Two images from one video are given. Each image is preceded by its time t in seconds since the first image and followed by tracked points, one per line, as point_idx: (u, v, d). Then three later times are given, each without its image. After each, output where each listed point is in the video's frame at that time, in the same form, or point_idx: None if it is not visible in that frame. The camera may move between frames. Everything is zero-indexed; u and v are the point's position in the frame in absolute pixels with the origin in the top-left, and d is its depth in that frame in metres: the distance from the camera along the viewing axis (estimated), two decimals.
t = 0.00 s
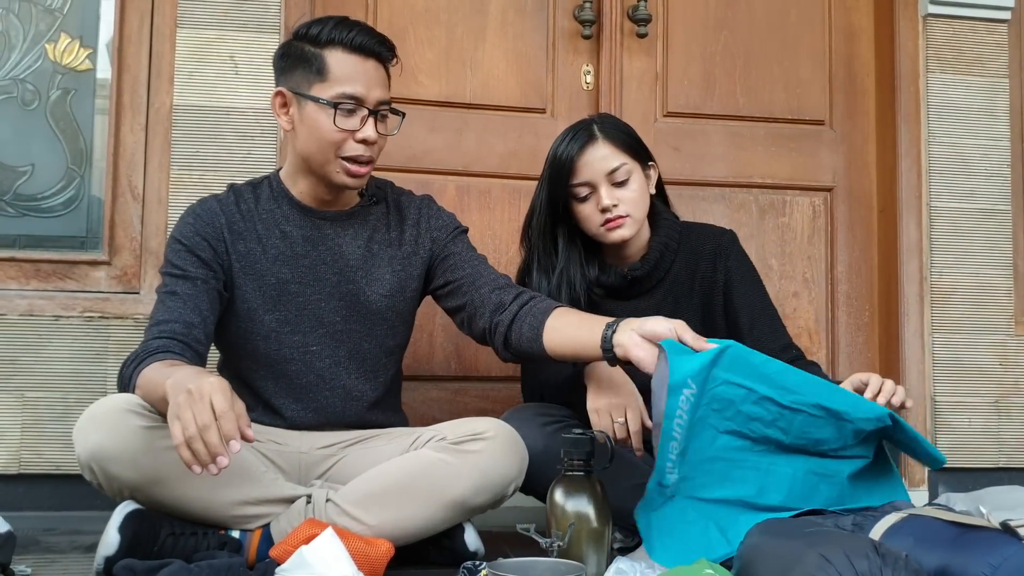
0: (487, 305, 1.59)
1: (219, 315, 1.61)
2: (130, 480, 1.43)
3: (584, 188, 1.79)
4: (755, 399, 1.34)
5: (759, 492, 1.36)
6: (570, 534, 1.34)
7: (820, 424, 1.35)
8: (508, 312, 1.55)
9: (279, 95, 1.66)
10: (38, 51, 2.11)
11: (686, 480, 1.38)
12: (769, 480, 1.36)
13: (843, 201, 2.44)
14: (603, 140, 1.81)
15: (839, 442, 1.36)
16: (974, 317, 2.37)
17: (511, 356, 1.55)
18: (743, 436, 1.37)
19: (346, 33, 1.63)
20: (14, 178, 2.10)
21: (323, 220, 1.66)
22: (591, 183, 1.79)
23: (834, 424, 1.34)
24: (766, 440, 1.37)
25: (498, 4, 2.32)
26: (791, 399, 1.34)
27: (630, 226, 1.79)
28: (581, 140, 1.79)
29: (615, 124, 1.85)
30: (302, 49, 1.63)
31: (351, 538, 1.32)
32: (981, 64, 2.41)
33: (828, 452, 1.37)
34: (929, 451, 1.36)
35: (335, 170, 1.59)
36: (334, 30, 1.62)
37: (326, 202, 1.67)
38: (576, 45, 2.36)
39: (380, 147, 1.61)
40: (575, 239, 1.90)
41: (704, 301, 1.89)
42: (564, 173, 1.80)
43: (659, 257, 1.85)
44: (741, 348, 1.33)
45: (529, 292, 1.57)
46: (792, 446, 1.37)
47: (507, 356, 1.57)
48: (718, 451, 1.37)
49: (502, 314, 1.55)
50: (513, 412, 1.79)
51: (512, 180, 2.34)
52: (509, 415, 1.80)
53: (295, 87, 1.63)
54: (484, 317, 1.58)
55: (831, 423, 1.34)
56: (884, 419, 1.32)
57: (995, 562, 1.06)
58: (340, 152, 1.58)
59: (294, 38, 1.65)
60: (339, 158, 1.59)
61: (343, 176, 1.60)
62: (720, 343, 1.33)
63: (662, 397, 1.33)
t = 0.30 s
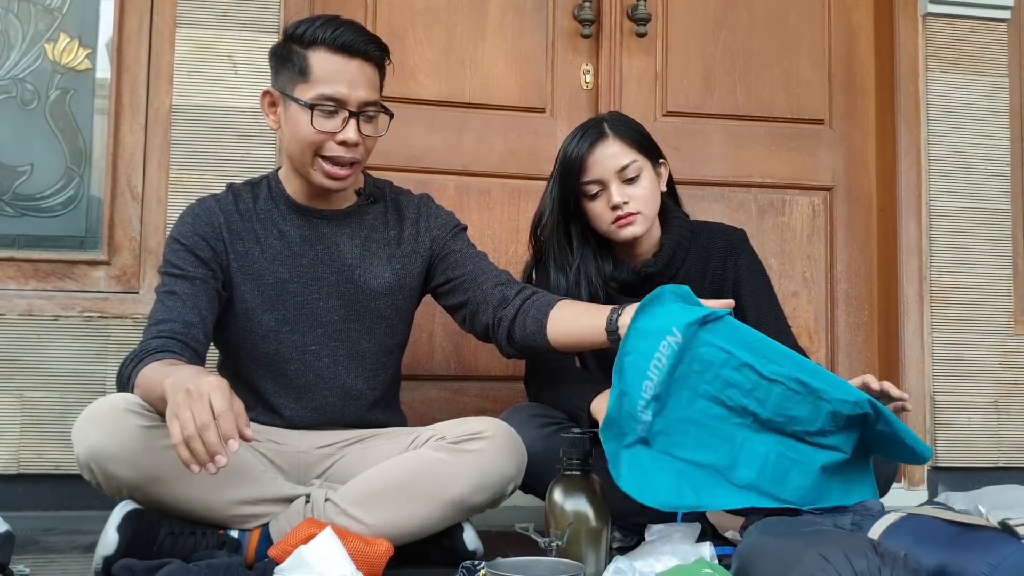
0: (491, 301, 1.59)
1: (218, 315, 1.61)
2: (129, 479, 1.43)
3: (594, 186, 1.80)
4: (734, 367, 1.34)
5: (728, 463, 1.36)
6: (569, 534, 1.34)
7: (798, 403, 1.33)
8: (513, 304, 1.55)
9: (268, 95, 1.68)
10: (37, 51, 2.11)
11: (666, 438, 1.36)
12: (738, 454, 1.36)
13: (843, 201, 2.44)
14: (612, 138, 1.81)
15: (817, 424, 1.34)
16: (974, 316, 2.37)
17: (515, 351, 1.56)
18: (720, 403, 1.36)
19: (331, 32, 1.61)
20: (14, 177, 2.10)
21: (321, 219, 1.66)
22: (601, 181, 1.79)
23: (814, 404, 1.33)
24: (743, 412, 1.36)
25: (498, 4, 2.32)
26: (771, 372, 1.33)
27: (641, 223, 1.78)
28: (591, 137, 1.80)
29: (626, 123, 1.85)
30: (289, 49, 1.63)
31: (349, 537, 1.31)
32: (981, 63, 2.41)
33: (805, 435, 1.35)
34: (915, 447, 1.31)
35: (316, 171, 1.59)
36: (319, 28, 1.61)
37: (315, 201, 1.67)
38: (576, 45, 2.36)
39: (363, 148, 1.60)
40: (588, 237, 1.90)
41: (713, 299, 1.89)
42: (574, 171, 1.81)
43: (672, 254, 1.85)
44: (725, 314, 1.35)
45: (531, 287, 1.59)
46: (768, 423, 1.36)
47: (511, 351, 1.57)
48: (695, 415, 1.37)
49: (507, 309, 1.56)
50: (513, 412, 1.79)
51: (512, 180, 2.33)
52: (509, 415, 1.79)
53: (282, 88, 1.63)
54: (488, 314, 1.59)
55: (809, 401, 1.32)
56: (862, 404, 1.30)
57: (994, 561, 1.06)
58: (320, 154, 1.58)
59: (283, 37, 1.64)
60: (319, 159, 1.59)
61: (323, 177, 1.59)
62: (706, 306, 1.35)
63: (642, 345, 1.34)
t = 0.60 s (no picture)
0: (492, 298, 1.59)
1: (217, 316, 1.61)
2: (128, 479, 1.43)
3: (598, 182, 1.80)
4: (736, 349, 1.34)
5: (715, 444, 1.36)
6: (568, 533, 1.34)
7: (794, 393, 1.33)
8: (515, 300, 1.57)
9: (268, 110, 1.65)
10: (37, 51, 2.11)
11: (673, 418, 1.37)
12: (725, 437, 1.35)
13: (842, 200, 2.44)
14: (617, 134, 1.81)
15: (811, 418, 1.32)
16: (974, 316, 2.37)
17: (516, 349, 1.56)
18: (718, 386, 1.35)
19: (332, 43, 1.60)
20: (14, 178, 2.10)
21: (320, 220, 1.66)
22: (605, 177, 1.79)
23: (811, 395, 1.32)
24: (738, 397, 1.35)
25: (497, 4, 2.32)
26: (772, 358, 1.33)
27: (644, 220, 1.78)
28: (595, 134, 1.80)
29: (631, 121, 1.85)
30: (289, 63, 1.61)
31: (349, 537, 1.31)
32: (981, 62, 2.41)
33: (798, 429, 1.34)
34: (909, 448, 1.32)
35: (331, 183, 1.60)
36: (320, 40, 1.59)
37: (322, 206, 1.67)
38: (575, 44, 2.36)
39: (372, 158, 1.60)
40: (591, 236, 1.90)
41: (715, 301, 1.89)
42: (578, 168, 1.81)
43: (676, 252, 1.84)
44: (735, 299, 1.37)
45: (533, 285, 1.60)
46: (762, 412, 1.35)
47: (512, 349, 1.57)
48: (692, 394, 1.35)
49: (508, 304, 1.57)
50: (512, 412, 1.79)
51: (512, 180, 2.33)
52: (508, 415, 1.80)
53: (285, 102, 1.61)
54: (488, 311, 1.59)
55: (805, 391, 1.32)
56: (858, 399, 1.30)
57: (992, 560, 1.06)
58: (332, 168, 1.58)
59: (282, 50, 1.63)
60: (334, 172, 1.59)
61: (337, 188, 1.60)
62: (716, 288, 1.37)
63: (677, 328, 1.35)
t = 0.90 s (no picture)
0: (483, 298, 1.59)
1: (215, 314, 1.60)
2: (128, 479, 1.43)
3: (598, 179, 1.80)
4: (722, 341, 1.37)
5: (705, 438, 1.39)
6: (568, 533, 1.34)
7: (782, 381, 1.37)
8: (505, 301, 1.55)
9: (282, 87, 1.66)
10: (36, 52, 2.11)
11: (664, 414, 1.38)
12: (715, 431, 1.38)
13: (842, 200, 2.44)
14: (618, 132, 1.81)
15: (800, 405, 1.37)
16: (974, 315, 2.37)
17: (506, 350, 1.55)
18: (705, 378, 1.38)
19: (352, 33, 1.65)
20: (13, 178, 2.10)
21: (316, 216, 1.66)
22: (605, 174, 1.79)
23: (799, 383, 1.37)
24: (726, 389, 1.38)
25: (496, 4, 2.32)
26: (758, 348, 1.37)
27: (644, 218, 1.78)
28: (596, 132, 1.80)
29: (632, 119, 1.85)
30: (309, 46, 1.65)
31: (349, 537, 1.31)
32: (980, 61, 2.41)
33: (787, 418, 1.39)
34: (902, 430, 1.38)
35: (338, 162, 1.60)
36: (341, 29, 1.64)
37: (320, 199, 1.68)
38: (575, 44, 2.36)
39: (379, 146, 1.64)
40: (592, 234, 1.90)
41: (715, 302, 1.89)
42: (578, 166, 1.81)
43: (675, 253, 1.84)
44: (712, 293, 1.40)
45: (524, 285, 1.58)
46: (751, 402, 1.39)
47: (502, 350, 1.55)
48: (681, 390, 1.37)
49: (498, 305, 1.56)
50: (512, 412, 1.79)
51: (511, 180, 2.33)
52: (508, 414, 1.79)
53: (301, 80, 1.64)
54: (478, 312, 1.59)
55: (792, 379, 1.37)
56: (844, 382, 1.35)
57: (992, 560, 1.06)
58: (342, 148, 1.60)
59: (300, 33, 1.66)
60: (342, 152, 1.60)
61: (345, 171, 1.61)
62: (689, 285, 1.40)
63: (650, 335, 1.33)
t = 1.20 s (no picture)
0: (470, 303, 1.59)
1: (212, 315, 1.60)
2: (129, 478, 1.43)
3: (600, 178, 1.80)
4: (712, 374, 1.36)
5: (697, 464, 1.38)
6: (569, 532, 1.34)
7: (776, 414, 1.35)
8: (491, 304, 1.56)
9: (282, 86, 1.66)
10: (37, 51, 2.11)
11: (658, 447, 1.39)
12: (708, 458, 1.38)
13: (843, 199, 2.44)
14: (620, 131, 1.81)
15: (794, 440, 1.35)
16: (975, 314, 2.37)
17: (492, 355, 1.55)
18: (696, 409, 1.38)
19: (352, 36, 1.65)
20: (14, 178, 2.10)
21: (312, 216, 1.66)
22: (607, 173, 1.79)
23: (793, 417, 1.34)
24: (718, 419, 1.38)
25: (497, 3, 2.32)
26: (750, 381, 1.35)
27: (646, 217, 1.78)
28: (598, 131, 1.80)
29: (634, 118, 1.85)
30: (310, 46, 1.65)
31: (350, 537, 1.31)
32: (981, 61, 2.41)
33: (782, 448, 1.37)
34: (901, 473, 1.31)
35: (334, 161, 1.61)
36: (341, 30, 1.64)
37: (315, 199, 1.68)
38: (575, 43, 2.36)
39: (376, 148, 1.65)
40: (594, 234, 1.90)
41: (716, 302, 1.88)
42: (580, 165, 1.81)
43: (677, 252, 1.83)
44: (701, 320, 1.37)
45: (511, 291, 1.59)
46: (743, 433, 1.37)
47: (489, 356, 1.56)
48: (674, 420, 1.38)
49: (486, 309, 1.56)
50: (513, 412, 1.79)
51: (512, 179, 2.33)
52: (509, 414, 1.79)
53: (301, 79, 1.64)
54: (466, 317, 1.59)
55: (784, 414, 1.34)
56: (839, 423, 1.30)
57: (993, 559, 1.06)
58: (340, 148, 1.60)
59: (300, 33, 1.66)
60: (338, 152, 1.61)
61: (341, 171, 1.61)
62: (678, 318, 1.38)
63: (646, 371, 1.34)
